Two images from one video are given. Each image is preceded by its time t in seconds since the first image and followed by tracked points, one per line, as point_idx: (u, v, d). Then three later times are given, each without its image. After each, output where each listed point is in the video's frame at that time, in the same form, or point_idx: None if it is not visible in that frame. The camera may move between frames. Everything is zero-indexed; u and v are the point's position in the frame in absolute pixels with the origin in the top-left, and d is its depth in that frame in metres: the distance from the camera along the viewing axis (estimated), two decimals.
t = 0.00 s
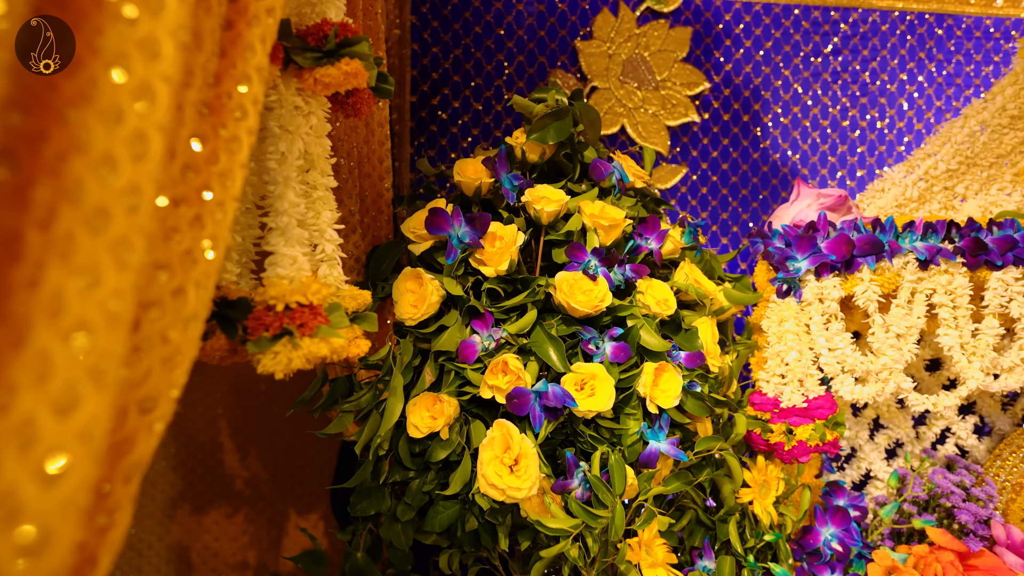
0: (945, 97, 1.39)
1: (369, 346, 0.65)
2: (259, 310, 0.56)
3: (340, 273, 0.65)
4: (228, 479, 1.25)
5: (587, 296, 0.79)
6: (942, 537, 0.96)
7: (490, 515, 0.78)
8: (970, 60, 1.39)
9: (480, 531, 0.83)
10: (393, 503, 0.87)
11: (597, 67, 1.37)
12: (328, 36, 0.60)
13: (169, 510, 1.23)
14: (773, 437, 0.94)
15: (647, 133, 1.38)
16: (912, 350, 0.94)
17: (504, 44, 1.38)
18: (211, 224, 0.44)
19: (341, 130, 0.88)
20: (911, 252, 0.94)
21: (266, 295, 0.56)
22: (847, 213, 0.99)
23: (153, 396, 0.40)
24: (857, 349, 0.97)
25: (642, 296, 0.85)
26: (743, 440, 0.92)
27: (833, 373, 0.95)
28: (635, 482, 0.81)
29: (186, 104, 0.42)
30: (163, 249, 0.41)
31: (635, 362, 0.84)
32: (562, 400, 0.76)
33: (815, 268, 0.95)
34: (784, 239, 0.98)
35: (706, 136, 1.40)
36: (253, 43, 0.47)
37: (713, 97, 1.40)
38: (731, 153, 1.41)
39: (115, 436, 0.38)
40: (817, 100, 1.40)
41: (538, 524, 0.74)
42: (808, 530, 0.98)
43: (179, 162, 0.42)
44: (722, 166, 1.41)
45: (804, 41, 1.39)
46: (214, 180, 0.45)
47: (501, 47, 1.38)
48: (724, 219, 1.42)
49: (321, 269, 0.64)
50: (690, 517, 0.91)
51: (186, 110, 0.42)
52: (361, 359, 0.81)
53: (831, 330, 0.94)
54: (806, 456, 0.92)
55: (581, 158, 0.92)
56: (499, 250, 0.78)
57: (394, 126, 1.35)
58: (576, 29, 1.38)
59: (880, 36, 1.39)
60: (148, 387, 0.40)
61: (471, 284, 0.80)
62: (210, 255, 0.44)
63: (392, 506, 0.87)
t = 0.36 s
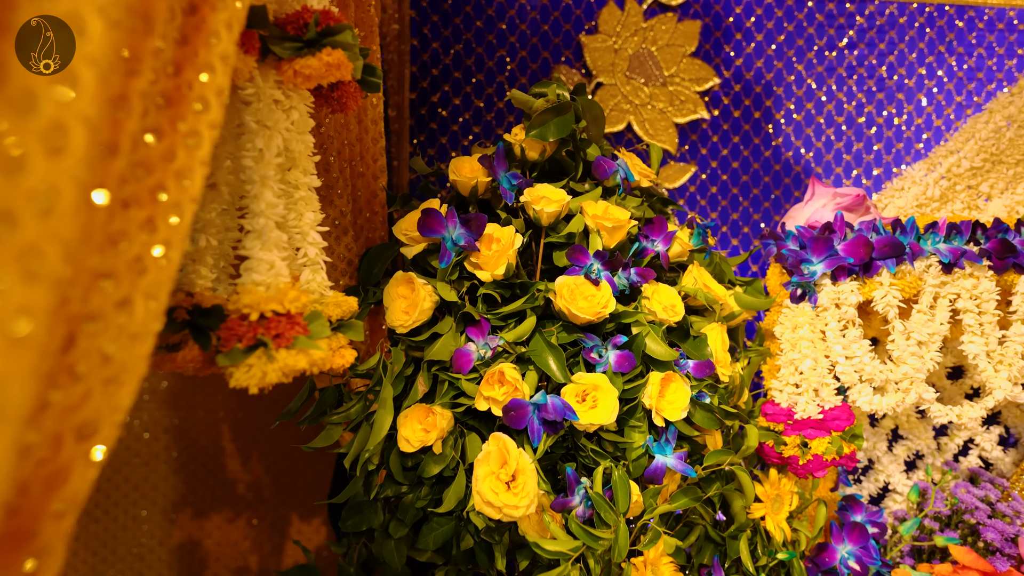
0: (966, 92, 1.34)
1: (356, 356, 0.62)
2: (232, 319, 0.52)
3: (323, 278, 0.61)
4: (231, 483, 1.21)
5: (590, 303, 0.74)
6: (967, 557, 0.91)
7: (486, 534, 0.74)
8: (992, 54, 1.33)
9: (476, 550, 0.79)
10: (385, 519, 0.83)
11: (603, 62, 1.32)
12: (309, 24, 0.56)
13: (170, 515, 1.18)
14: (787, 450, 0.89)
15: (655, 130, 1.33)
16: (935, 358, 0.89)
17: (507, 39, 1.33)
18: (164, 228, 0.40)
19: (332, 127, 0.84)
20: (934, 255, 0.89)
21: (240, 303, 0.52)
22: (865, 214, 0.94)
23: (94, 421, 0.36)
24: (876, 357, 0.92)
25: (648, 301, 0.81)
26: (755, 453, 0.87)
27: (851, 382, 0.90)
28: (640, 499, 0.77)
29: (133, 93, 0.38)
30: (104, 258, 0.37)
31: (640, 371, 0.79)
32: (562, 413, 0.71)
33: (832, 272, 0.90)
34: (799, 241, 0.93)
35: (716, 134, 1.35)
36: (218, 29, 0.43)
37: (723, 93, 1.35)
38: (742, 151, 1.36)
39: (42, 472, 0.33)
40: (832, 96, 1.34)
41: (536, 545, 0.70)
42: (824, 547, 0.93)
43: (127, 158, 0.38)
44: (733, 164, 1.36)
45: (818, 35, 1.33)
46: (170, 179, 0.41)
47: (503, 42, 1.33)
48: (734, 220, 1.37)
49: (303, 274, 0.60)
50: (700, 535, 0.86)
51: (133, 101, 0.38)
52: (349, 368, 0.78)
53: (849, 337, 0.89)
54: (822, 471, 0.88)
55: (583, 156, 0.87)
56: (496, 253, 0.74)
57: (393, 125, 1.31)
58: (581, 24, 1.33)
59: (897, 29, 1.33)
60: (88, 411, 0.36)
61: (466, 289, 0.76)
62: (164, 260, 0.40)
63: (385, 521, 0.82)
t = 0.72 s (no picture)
0: (984, 87, 1.27)
1: (332, 367, 0.58)
2: (192, 329, 0.47)
3: (298, 283, 0.58)
4: (228, 487, 1.17)
5: (587, 309, 0.70)
6: None
7: (476, 555, 0.70)
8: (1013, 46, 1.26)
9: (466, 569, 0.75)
10: (371, 536, 0.78)
11: (604, 57, 1.27)
12: (278, 9, 0.52)
13: (168, 519, 1.14)
14: (796, 464, 0.84)
15: (658, 127, 1.29)
16: (954, 367, 0.84)
17: (505, 34, 1.29)
18: (98, 231, 0.36)
19: (316, 123, 0.80)
20: (952, 257, 0.84)
21: (201, 312, 0.47)
22: (880, 213, 0.89)
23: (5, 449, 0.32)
24: (892, 365, 0.87)
25: (648, 307, 0.76)
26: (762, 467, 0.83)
27: (865, 392, 0.85)
28: (641, 518, 0.72)
29: (54, 78, 0.34)
30: (20, 266, 0.33)
31: (640, 381, 0.74)
32: (555, 426, 0.67)
33: (845, 275, 0.85)
34: (809, 242, 0.88)
35: (722, 131, 1.31)
36: (166, 10, 0.39)
37: (729, 88, 1.30)
38: (749, 149, 1.31)
39: None
40: (843, 91, 1.29)
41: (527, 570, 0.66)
42: (835, 565, 0.88)
43: (49, 153, 0.34)
44: (740, 162, 1.31)
45: (829, 28, 1.28)
46: (106, 176, 0.37)
47: (502, 37, 1.29)
48: (740, 220, 1.32)
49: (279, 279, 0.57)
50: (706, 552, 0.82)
51: (54, 87, 0.34)
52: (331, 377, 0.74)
53: (863, 344, 0.84)
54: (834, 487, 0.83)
55: (581, 153, 0.82)
56: (486, 256, 0.70)
57: (388, 123, 1.26)
58: (582, 17, 1.28)
59: (911, 21, 1.26)
60: None
61: (454, 294, 0.72)
62: (97, 265, 0.36)
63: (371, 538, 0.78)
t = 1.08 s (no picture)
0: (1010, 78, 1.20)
1: (301, 379, 0.53)
2: (133, 342, 0.42)
3: (263, 288, 0.53)
4: (228, 490, 1.04)
5: (582, 315, 0.65)
6: None
7: None
8: None
9: None
10: (354, 556, 0.73)
11: (607, 49, 1.22)
12: None
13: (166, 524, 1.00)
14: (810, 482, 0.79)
15: (664, 123, 1.23)
16: (981, 378, 0.78)
17: (503, 26, 1.23)
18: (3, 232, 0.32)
19: (295, 117, 0.75)
20: (978, 259, 0.78)
21: (144, 322, 0.42)
22: (900, 212, 0.83)
23: None
24: (913, 375, 0.81)
25: (649, 313, 0.71)
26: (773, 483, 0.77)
27: (883, 404, 0.79)
28: (641, 541, 0.67)
29: None
30: None
31: (640, 393, 0.69)
32: (548, 444, 0.62)
33: (861, 278, 0.79)
34: (823, 243, 0.83)
35: (731, 127, 1.25)
36: None
37: (737, 82, 1.24)
38: (758, 145, 1.25)
39: None
40: (858, 84, 1.23)
41: None
42: None
43: None
44: (749, 159, 1.25)
45: (843, 18, 1.22)
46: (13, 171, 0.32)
47: (500, 29, 1.23)
48: (750, 219, 1.26)
49: (243, 284, 0.52)
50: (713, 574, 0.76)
51: None
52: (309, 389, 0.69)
53: (881, 352, 0.78)
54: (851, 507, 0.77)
55: (578, 148, 0.77)
56: (473, 258, 0.65)
57: (381, 119, 1.18)
58: (584, 8, 1.23)
59: (930, 10, 1.20)
60: None
61: (439, 299, 0.67)
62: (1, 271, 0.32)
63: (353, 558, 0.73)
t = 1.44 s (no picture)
0: None
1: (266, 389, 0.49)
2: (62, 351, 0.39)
3: (223, 288, 0.49)
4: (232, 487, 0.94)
5: (578, 319, 0.60)
6: None
7: None
8: None
9: None
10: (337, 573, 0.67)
11: (611, 39, 1.16)
12: None
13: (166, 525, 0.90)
14: (825, 497, 0.73)
15: (670, 116, 1.18)
16: (1011, 386, 0.72)
17: (502, 16, 1.18)
18: None
19: (272, 107, 0.71)
20: (1007, 258, 0.72)
21: (74, 329, 0.39)
22: (921, 208, 0.78)
23: None
24: (936, 383, 0.75)
25: (651, 316, 0.65)
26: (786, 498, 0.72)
27: (904, 414, 0.73)
28: (642, 563, 0.62)
29: None
30: None
31: (641, 403, 0.64)
32: (539, 460, 0.57)
33: (882, 279, 0.74)
34: (840, 241, 0.77)
35: (740, 120, 1.19)
36: None
37: (747, 73, 1.18)
38: (769, 139, 1.19)
39: None
40: (874, 75, 1.17)
41: None
42: None
43: None
44: (760, 154, 1.20)
45: (859, 5, 1.16)
46: None
47: (498, 19, 1.18)
48: (761, 217, 1.21)
49: (201, 285, 0.48)
50: None
51: None
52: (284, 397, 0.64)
53: (902, 358, 0.72)
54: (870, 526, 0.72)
55: (576, 139, 0.72)
56: (459, 257, 0.60)
57: (375, 113, 1.15)
58: None
59: None
60: None
61: (423, 301, 0.62)
62: None
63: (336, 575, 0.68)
